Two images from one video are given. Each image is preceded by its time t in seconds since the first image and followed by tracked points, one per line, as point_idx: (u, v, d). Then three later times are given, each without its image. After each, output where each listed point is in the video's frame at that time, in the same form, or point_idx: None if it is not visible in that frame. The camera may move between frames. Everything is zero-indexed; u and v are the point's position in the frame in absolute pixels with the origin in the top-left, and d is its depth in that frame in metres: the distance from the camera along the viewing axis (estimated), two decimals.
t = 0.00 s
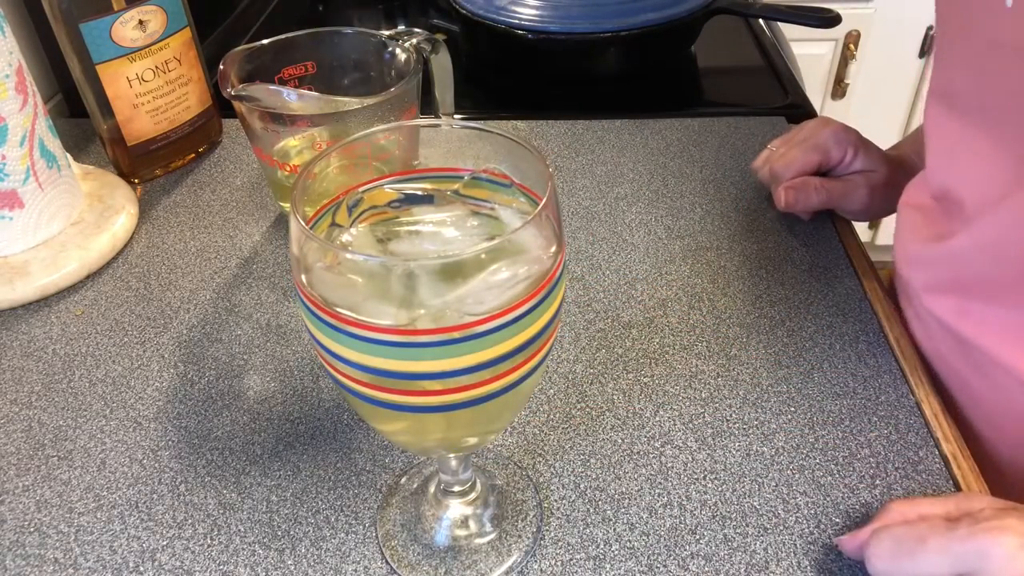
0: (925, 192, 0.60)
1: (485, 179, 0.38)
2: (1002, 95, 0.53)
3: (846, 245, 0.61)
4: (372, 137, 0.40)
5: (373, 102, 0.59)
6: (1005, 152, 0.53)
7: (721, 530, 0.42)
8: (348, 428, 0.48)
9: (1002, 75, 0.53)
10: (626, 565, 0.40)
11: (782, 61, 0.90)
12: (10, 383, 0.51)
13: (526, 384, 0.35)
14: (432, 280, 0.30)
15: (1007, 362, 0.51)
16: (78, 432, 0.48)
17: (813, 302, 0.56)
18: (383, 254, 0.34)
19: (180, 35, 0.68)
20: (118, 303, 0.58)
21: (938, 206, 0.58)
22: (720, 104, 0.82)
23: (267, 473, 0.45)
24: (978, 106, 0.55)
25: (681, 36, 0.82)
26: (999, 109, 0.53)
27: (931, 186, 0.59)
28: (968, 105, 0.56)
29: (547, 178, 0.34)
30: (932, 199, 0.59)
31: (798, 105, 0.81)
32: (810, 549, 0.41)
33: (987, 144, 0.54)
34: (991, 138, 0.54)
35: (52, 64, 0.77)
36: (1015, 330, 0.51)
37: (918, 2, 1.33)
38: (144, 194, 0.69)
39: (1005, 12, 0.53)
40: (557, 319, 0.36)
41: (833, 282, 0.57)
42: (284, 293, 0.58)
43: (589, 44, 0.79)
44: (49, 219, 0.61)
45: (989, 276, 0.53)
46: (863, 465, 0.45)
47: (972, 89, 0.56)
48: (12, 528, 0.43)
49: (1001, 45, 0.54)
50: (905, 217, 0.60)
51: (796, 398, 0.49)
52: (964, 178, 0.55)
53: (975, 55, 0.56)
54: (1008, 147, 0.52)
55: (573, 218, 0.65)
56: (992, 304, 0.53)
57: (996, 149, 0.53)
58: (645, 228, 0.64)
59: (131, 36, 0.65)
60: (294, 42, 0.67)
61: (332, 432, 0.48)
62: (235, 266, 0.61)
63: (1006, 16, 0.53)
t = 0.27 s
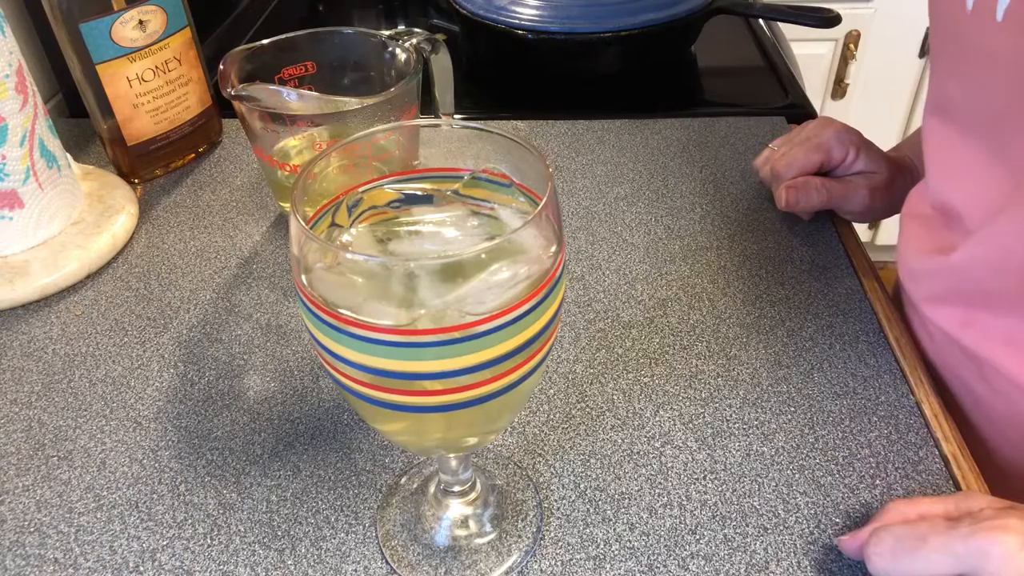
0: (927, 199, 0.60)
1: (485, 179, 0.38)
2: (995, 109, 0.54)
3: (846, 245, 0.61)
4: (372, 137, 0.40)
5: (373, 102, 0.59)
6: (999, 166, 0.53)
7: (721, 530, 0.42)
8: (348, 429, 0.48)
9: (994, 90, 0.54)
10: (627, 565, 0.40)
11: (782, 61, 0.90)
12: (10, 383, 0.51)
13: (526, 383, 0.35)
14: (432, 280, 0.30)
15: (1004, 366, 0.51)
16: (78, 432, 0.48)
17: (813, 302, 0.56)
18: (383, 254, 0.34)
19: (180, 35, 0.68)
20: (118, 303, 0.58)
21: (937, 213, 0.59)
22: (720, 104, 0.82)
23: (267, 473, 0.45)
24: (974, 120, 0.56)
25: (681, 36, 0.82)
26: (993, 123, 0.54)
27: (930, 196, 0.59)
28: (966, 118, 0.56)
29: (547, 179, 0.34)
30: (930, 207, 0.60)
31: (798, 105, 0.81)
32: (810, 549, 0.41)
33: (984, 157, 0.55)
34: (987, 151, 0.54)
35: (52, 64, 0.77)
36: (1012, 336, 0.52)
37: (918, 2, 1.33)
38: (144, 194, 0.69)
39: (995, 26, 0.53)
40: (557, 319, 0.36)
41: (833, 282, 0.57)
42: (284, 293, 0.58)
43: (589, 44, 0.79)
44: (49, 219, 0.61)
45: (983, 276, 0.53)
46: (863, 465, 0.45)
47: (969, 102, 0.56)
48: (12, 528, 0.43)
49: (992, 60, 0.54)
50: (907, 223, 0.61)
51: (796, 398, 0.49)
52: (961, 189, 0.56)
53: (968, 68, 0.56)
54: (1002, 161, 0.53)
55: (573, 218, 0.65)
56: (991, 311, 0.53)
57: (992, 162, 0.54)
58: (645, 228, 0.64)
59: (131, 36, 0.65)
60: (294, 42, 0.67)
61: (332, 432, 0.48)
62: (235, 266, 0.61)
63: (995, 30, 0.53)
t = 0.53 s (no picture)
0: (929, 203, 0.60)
1: (485, 179, 0.38)
2: (993, 116, 0.54)
3: (846, 245, 0.61)
4: (372, 136, 0.40)
5: (373, 102, 0.59)
6: (998, 173, 0.53)
7: (721, 530, 0.42)
8: (348, 429, 0.48)
9: (992, 98, 0.54)
10: (627, 565, 0.40)
11: (782, 61, 0.90)
12: (10, 383, 0.51)
13: (526, 383, 0.35)
14: (432, 280, 0.30)
15: (1005, 367, 0.51)
16: (78, 432, 0.48)
17: (813, 302, 0.56)
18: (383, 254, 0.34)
19: (180, 35, 0.68)
20: (118, 303, 0.58)
21: (938, 216, 0.59)
22: (720, 104, 0.82)
23: (267, 473, 0.45)
24: (972, 127, 0.56)
25: (681, 36, 0.82)
26: (991, 130, 0.54)
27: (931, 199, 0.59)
28: (964, 124, 0.57)
29: (547, 179, 0.34)
30: (930, 210, 0.60)
31: (798, 105, 0.81)
32: (810, 549, 0.41)
33: (982, 163, 0.55)
34: (985, 158, 0.54)
35: (52, 64, 0.77)
36: (1012, 338, 0.52)
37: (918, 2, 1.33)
38: (144, 194, 0.69)
39: (992, 34, 0.53)
40: (557, 319, 0.36)
41: (833, 282, 0.57)
42: (284, 293, 0.58)
43: (589, 44, 0.79)
44: (49, 219, 0.61)
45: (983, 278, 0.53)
46: (863, 465, 0.45)
47: (966, 109, 0.56)
48: (12, 528, 0.43)
49: (989, 68, 0.54)
50: (909, 225, 0.61)
51: (796, 398, 0.49)
52: (959, 194, 0.56)
53: (965, 75, 0.56)
54: (1001, 168, 0.53)
55: (573, 218, 0.65)
56: (992, 313, 0.53)
57: (990, 168, 0.54)
58: (645, 228, 0.64)
59: (131, 36, 0.65)
60: (293, 43, 0.67)
61: (332, 433, 0.48)
62: (235, 266, 0.61)
63: (992, 38, 0.53)
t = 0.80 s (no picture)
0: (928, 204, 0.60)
1: (485, 179, 0.38)
2: (989, 117, 0.54)
3: (846, 245, 0.61)
4: (372, 137, 0.40)
5: (373, 102, 0.59)
6: (996, 173, 0.53)
7: (721, 530, 0.42)
8: (348, 429, 0.48)
9: (988, 99, 0.54)
10: (626, 565, 0.40)
11: (782, 61, 0.90)
12: (10, 383, 0.51)
13: (526, 383, 0.35)
14: (432, 281, 0.30)
15: (1005, 366, 0.52)
16: (78, 432, 0.48)
17: (813, 302, 0.56)
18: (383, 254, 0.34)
19: (180, 35, 0.68)
20: (118, 303, 0.58)
21: (936, 216, 0.59)
22: (720, 104, 0.82)
23: (267, 473, 0.45)
24: (969, 128, 0.56)
25: (681, 36, 0.82)
26: (989, 132, 0.54)
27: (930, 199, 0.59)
28: (961, 125, 0.57)
29: (546, 179, 0.34)
30: (929, 210, 0.60)
31: (798, 105, 0.81)
32: (810, 549, 0.41)
33: (979, 164, 0.55)
34: (983, 159, 0.55)
35: (52, 64, 0.77)
36: (1011, 337, 0.52)
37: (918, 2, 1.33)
38: (144, 194, 0.69)
39: (987, 35, 0.54)
40: (557, 319, 0.36)
41: (833, 282, 0.57)
42: (284, 293, 0.58)
43: (589, 44, 0.79)
44: (49, 219, 0.61)
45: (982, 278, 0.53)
46: (863, 465, 0.45)
47: (963, 110, 0.56)
48: (12, 528, 0.43)
49: (986, 69, 0.54)
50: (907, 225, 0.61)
51: (796, 398, 0.49)
52: (957, 194, 0.56)
53: (962, 77, 0.56)
54: (998, 169, 0.53)
55: (573, 217, 0.65)
56: (992, 313, 0.53)
57: (987, 169, 0.54)
58: (645, 228, 0.64)
59: (131, 36, 0.65)
60: (293, 43, 0.67)
61: (332, 433, 0.48)
62: (235, 266, 0.61)
63: (988, 40, 0.53)
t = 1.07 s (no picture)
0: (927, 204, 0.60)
1: (485, 180, 0.38)
2: (988, 119, 0.54)
3: (846, 244, 0.61)
4: (372, 137, 0.40)
5: (373, 102, 0.59)
6: (994, 175, 0.53)
7: (721, 530, 0.42)
8: (348, 429, 0.48)
9: (987, 101, 0.54)
10: (626, 565, 0.40)
11: (782, 61, 0.90)
12: (10, 383, 0.51)
13: (526, 383, 0.35)
14: (431, 280, 0.30)
15: (1004, 367, 0.52)
16: (78, 432, 0.48)
17: (813, 302, 0.56)
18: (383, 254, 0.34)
19: (180, 35, 0.68)
20: (118, 303, 0.58)
21: (936, 215, 0.59)
22: (720, 104, 0.82)
23: (267, 473, 0.45)
24: (968, 130, 0.56)
25: (681, 36, 0.82)
26: (987, 133, 0.54)
27: (929, 199, 0.59)
28: (959, 126, 0.57)
29: (547, 180, 0.34)
30: (928, 210, 0.60)
31: (798, 105, 0.81)
32: (810, 549, 0.41)
33: (978, 165, 0.55)
34: (982, 160, 0.54)
35: (52, 64, 0.77)
36: (1012, 337, 0.52)
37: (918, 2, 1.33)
38: (144, 194, 0.69)
39: (986, 38, 0.53)
40: (557, 319, 0.36)
41: (833, 282, 0.57)
42: (284, 293, 0.58)
43: (589, 44, 0.79)
44: (49, 219, 0.61)
45: (982, 278, 0.53)
46: (863, 465, 0.45)
47: (961, 112, 0.56)
48: (12, 528, 0.43)
49: (985, 72, 0.54)
50: (906, 225, 0.61)
51: (796, 398, 0.49)
52: (957, 195, 0.56)
53: (961, 78, 0.56)
54: (997, 170, 0.53)
55: (573, 217, 0.65)
56: (991, 314, 0.53)
57: (987, 171, 0.54)
58: (645, 228, 0.64)
59: (131, 36, 0.65)
60: (293, 42, 0.67)
61: (332, 433, 0.48)
62: (235, 266, 0.61)
63: (987, 42, 0.53)
